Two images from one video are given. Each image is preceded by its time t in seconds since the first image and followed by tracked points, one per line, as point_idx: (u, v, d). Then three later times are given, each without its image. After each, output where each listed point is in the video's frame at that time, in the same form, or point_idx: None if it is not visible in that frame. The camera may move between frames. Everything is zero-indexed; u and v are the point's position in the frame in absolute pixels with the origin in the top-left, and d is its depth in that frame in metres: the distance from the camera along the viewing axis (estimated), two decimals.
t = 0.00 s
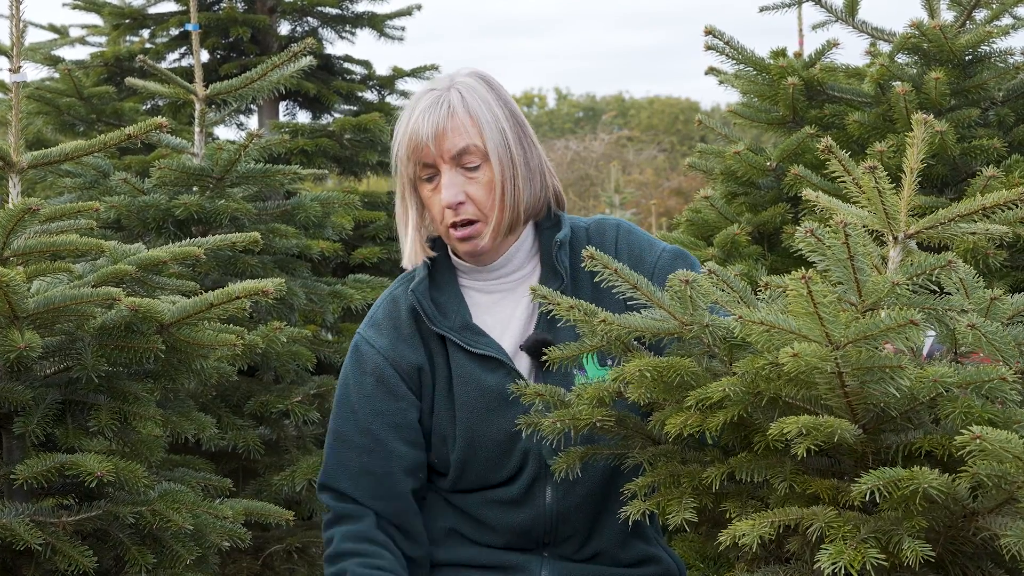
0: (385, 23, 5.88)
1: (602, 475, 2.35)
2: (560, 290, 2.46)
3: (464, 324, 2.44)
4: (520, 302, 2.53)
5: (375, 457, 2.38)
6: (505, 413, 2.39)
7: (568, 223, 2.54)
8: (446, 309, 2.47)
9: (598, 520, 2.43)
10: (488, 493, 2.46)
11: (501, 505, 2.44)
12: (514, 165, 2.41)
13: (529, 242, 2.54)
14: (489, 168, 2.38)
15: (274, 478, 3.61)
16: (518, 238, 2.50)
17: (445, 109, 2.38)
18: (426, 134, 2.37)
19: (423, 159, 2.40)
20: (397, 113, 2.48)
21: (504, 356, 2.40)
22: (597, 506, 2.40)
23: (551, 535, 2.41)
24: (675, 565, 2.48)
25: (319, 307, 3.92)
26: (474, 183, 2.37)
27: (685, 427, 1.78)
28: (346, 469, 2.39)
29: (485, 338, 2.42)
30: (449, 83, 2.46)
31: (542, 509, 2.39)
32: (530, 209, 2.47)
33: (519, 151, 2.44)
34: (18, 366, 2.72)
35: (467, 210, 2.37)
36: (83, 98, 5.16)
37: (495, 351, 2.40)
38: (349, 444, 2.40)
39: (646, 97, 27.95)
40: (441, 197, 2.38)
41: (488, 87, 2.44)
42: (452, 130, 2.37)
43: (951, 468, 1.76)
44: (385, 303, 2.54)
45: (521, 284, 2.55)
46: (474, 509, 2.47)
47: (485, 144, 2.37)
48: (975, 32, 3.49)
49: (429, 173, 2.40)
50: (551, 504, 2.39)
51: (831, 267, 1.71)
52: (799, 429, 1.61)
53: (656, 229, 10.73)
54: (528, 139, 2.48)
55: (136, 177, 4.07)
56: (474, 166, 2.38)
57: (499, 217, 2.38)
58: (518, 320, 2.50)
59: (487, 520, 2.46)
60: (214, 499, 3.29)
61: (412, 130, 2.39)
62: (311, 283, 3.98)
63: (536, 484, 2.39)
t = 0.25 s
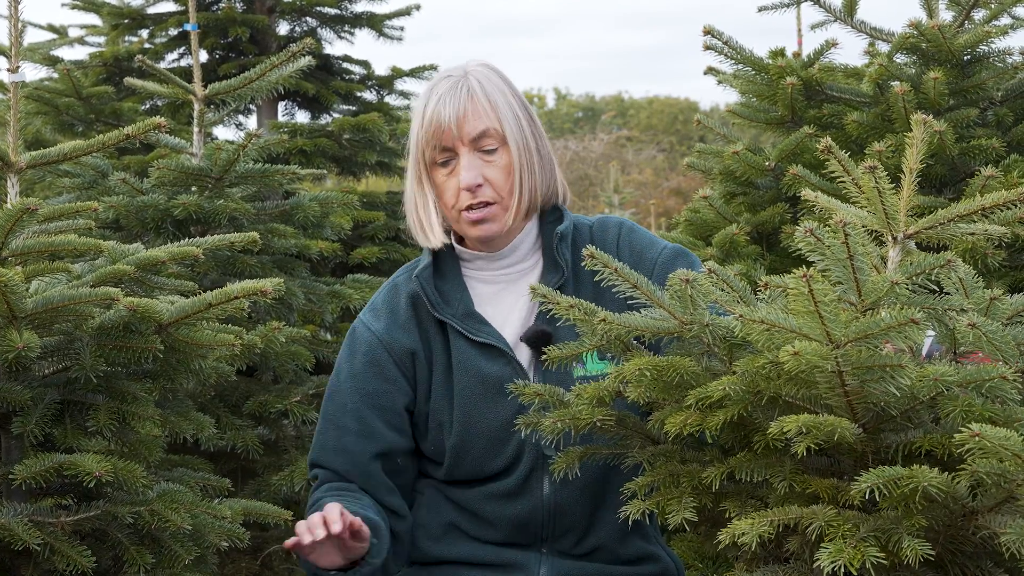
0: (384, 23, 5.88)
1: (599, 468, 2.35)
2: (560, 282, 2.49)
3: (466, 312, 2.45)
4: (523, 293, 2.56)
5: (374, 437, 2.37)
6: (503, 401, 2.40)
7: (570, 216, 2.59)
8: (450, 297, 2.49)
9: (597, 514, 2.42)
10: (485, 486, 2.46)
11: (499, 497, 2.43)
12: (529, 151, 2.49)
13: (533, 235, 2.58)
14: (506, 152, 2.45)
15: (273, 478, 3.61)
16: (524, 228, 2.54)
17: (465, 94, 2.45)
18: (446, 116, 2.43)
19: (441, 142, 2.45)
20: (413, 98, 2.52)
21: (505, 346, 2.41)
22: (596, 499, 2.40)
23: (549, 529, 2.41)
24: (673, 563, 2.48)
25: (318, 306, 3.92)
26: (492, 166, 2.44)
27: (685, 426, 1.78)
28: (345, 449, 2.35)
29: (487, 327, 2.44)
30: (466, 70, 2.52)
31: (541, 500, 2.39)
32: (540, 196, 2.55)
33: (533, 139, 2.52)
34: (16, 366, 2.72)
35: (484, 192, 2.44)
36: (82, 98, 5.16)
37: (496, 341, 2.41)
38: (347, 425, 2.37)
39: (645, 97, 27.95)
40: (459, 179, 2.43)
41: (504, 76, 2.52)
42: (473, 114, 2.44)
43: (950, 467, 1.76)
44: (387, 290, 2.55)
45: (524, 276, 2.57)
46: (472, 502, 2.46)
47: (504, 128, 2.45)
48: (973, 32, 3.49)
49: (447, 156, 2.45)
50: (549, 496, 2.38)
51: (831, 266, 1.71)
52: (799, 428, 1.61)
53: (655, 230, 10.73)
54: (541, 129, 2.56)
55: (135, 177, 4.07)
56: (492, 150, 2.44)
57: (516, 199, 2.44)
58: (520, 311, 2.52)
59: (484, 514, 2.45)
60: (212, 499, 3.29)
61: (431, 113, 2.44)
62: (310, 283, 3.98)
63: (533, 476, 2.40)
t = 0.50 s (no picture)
0: (383, 23, 5.88)
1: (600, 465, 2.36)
2: (561, 280, 2.51)
3: (470, 309, 2.47)
4: (525, 290, 2.57)
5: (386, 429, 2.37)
6: (505, 397, 2.41)
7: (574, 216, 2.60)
8: (454, 293, 2.51)
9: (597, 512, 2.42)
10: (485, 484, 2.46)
11: (500, 495, 2.43)
12: (533, 148, 2.49)
13: (537, 232, 2.59)
14: (509, 148, 2.46)
15: (272, 478, 3.61)
16: (526, 226, 2.56)
17: (469, 89, 2.45)
18: (450, 111, 2.43)
19: (444, 137, 2.45)
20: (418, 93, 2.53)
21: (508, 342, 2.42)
22: (595, 497, 2.40)
23: (550, 526, 2.41)
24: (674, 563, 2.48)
25: (317, 307, 3.92)
26: (495, 162, 2.45)
27: (684, 426, 1.78)
28: (357, 442, 2.34)
29: (490, 324, 2.45)
30: (472, 67, 2.52)
31: (541, 497, 2.39)
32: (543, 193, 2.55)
33: (537, 136, 2.52)
34: (16, 366, 2.72)
35: (486, 188, 2.44)
36: (81, 98, 5.16)
37: (499, 337, 2.43)
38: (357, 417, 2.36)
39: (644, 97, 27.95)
40: (461, 174, 2.44)
41: (510, 73, 2.52)
42: (477, 109, 2.44)
43: (949, 466, 1.76)
44: (391, 287, 2.56)
45: (527, 275, 2.59)
46: (473, 500, 2.46)
47: (507, 124, 2.45)
48: (972, 33, 3.50)
49: (450, 151, 2.46)
50: (550, 493, 2.38)
51: (829, 266, 1.72)
52: (798, 427, 1.61)
53: (655, 230, 10.72)
54: (545, 127, 2.57)
55: (134, 177, 4.07)
56: (496, 146, 2.45)
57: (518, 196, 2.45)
58: (522, 309, 2.53)
59: (485, 511, 2.45)
60: (212, 499, 3.29)
61: (436, 108, 2.45)
62: (309, 283, 3.98)
63: (534, 472, 2.40)
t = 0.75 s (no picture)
0: (382, 23, 5.87)
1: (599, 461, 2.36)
2: (562, 276, 2.50)
3: (470, 302, 2.47)
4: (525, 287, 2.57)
5: (376, 418, 2.33)
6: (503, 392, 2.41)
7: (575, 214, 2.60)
8: (455, 286, 2.50)
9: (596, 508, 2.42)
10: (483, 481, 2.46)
11: (498, 492, 2.43)
12: (532, 147, 2.49)
13: (537, 232, 2.60)
14: (507, 146, 2.46)
15: (271, 478, 3.61)
16: (527, 225, 2.57)
17: (470, 85, 2.46)
18: (449, 106, 2.45)
19: (443, 132, 2.46)
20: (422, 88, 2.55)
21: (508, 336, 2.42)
22: (594, 493, 2.40)
23: (549, 523, 2.41)
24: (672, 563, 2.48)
25: (315, 306, 3.92)
26: (491, 159, 2.45)
27: (681, 428, 1.78)
28: (347, 429, 2.29)
29: (491, 318, 2.46)
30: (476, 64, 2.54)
31: (541, 492, 2.39)
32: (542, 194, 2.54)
33: (537, 136, 2.52)
34: (14, 366, 2.72)
35: (482, 184, 2.44)
36: (80, 98, 5.16)
37: (499, 331, 2.43)
38: (346, 406, 2.32)
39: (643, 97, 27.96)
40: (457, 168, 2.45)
41: (514, 72, 2.53)
42: (476, 106, 2.45)
43: (946, 467, 1.76)
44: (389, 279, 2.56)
45: (527, 271, 2.59)
46: (471, 499, 2.46)
47: (505, 121, 2.45)
48: (970, 33, 3.50)
49: (447, 146, 2.47)
50: (549, 489, 2.38)
51: (827, 267, 1.72)
52: (795, 429, 1.61)
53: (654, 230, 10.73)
54: (547, 128, 2.57)
55: (132, 177, 4.06)
56: (493, 142, 2.45)
57: (513, 195, 2.45)
58: (522, 306, 2.53)
59: (482, 509, 2.45)
60: (210, 499, 3.29)
61: (436, 102, 2.46)
62: (308, 283, 3.98)
63: (533, 469, 2.40)
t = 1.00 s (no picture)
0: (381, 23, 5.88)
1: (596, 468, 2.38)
2: (559, 283, 2.51)
3: (470, 309, 2.48)
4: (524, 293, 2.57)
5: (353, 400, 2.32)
6: (503, 400, 2.41)
7: (570, 217, 2.60)
8: (454, 292, 2.51)
9: (594, 515, 2.43)
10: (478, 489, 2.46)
11: (497, 501, 2.43)
12: (539, 142, 2.53)
13: (532, 234, 2.61)
14: (516, 137, 2.49)
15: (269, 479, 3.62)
16: (525, 225, 2.59)
17: (482, 76, 2.50)
18: (461, 94, 2.47)
19: (453, 120, 2.48)
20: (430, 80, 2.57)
21: (506, 344, 2.43)
22: (593, 500, 2.42)
23: (546, 531, 2.41)
24: (669, 565, 2.51)
25: (314, 307, 3.92)
26: (500, 148, 2.47)
27: (678, 429, 1.78)
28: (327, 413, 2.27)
29: (490, 325, 2.46)
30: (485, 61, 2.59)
31: (541, 500, 2.39)
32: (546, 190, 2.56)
33: (544, 132, 2.56)
34: (12, 367, 2.73)
35: (490, 171, 2.45)
36: (79, 99, 5.16)
37: (497, 339, 2.44)
38: (328, 387, 2.30)
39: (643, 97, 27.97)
40: (465, 155, 2.45)
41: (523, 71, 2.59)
42: (488, 95, 2.48)
43: (943, 469, 1.77)
44: (383, 275, 2.56)
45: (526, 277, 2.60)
46: (469, 507, 2.45)
47: (516, 112, 2.49)
48: (969, 33, 3.51)
49: (456, 134, 2.49)
50: (549, 496, 2.39)
51: (824, 268, 1.72)
52: (791, 432, 1.61)
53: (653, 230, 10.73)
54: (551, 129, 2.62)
55: (131, 178, 4.06)
56: (503, 132, 2.48)
57: (520, 184, 2.46)
58: (521, 312, 2.54)
59: (478, 518, 2.45)
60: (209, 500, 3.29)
61: (447, 90, 2.49)
62: (306, 283, 3.98)
63: (530, 476, 2.40)
